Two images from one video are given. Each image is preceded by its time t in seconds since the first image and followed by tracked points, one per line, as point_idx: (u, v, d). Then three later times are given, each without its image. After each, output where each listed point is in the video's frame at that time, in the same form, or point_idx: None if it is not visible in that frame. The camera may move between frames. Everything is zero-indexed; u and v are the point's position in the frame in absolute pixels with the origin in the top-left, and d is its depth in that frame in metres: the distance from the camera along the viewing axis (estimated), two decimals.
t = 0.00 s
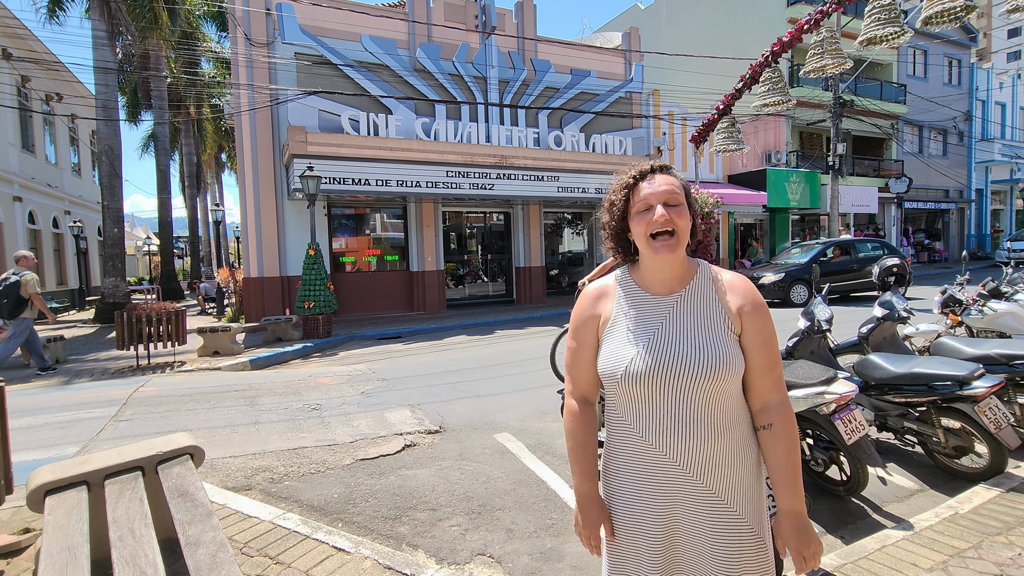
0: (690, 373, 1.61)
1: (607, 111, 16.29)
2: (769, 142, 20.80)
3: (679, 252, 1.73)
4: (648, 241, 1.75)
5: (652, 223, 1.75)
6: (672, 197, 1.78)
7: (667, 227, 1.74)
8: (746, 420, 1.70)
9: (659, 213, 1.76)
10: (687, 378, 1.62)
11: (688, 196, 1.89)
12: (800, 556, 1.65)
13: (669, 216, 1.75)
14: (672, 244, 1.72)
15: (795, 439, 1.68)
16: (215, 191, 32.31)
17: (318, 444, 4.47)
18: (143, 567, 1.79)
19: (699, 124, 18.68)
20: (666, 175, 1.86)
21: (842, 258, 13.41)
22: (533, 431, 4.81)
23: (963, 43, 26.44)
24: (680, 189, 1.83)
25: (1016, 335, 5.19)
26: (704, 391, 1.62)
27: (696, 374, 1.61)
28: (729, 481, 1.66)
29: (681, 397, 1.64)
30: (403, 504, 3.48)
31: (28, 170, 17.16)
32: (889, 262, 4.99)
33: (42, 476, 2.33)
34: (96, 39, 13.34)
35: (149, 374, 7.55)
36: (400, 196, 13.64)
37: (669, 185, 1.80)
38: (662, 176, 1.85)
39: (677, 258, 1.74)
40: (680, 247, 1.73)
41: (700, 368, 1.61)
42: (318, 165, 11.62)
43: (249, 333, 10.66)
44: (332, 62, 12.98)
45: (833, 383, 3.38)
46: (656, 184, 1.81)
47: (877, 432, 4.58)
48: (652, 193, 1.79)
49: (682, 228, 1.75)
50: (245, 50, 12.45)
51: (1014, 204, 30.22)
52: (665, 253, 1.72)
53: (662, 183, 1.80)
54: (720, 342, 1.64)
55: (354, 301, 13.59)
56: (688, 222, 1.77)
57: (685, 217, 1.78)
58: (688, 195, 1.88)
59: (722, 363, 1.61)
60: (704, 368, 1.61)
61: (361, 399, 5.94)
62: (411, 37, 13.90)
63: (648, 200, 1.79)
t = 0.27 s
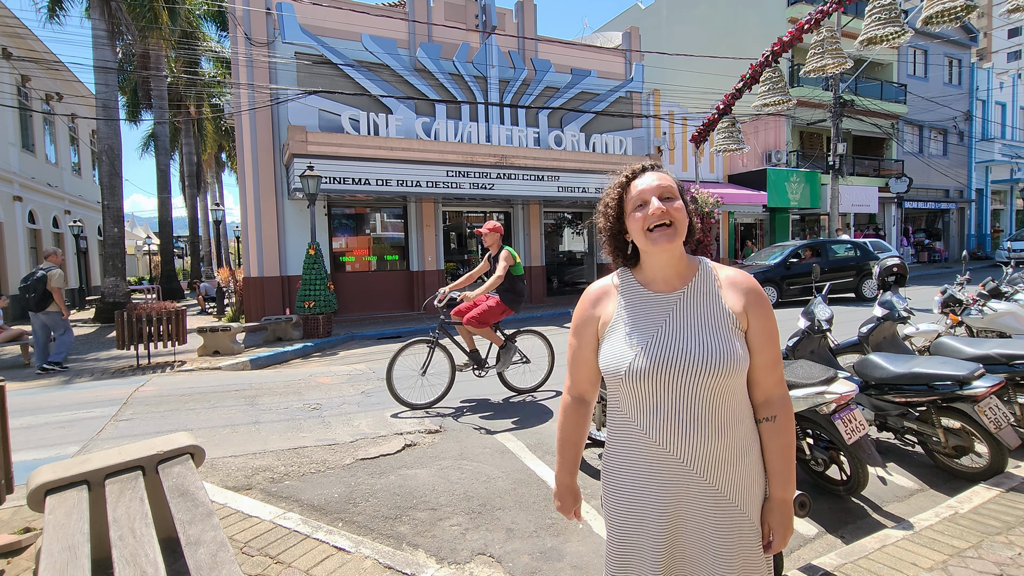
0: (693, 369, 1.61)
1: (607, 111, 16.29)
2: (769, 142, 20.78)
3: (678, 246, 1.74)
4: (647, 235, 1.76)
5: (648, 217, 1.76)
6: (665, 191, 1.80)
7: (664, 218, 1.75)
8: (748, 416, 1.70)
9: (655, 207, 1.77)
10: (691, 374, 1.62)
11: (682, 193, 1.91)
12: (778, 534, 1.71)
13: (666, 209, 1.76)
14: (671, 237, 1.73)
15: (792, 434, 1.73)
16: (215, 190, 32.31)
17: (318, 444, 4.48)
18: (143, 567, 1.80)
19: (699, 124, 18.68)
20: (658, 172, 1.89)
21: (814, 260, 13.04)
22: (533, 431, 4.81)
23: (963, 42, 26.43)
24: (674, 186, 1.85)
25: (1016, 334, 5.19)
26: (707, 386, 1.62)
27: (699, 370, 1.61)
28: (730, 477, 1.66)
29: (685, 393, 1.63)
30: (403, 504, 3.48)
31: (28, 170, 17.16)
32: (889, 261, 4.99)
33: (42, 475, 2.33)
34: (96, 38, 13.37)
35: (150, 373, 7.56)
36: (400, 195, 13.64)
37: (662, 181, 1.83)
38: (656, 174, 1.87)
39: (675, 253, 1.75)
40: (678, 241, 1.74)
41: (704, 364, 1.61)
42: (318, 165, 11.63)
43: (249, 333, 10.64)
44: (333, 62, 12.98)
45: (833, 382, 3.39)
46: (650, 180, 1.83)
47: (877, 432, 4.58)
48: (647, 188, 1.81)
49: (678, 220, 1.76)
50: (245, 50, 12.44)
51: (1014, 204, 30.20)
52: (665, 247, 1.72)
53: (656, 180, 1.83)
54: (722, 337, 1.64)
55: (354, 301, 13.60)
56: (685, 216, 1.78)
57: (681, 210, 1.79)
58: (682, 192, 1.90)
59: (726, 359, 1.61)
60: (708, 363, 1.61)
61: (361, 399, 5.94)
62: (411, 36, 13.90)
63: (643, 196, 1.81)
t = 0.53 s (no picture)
0: (695, 365, 1.61)
1: (607, 111, 16.29)
2: (769, 142, 20.77)
3: (679, 247, 1.73)
4: (647, 239, 1.75)
5: (648, 222, 1.76)
6: (662, 195, 1.80)
7: (664, 222, 1.74)
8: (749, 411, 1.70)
9: (654, 211, 1.77)
10: (693, 370, 1.61)
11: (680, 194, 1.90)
12: (798, 529, 1.67)
13: (665, 213, 1.76)
14: (673, 239, 1.72)
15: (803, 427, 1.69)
16: (215, 190, 32.31)
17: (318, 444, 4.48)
18: (144, 566, 1.80)
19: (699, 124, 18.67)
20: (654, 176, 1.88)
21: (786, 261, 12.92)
22: (533, 431, 4.81)
23: (963, 42, 26.42)
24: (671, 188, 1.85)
25: (1016, 334, 5.20)
26: (709, 382, 1.62)
27: (702, 365, 1.61)
28: (731, 473, 1.67)
29: (686, 389, 1.63)
30: (403, 503, 3.48)
31: (28, 169, 17.16)
32: (889, 261, 4.98)
33: (43, 474, 2.32)
34: (96, 38, 13.36)
35: (150, 373, 7.56)
36: (400, 195, 13.64)
37: (660, 184, 1.82)
38: (652, 177, 1.87)
39: (676, 255, 1.75)
40: (679, 243, 1.73)
41: (707, 359, 1.60)
42: (318, 164, 11.63)
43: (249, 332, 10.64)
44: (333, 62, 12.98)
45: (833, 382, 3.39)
46: (648, 184, 1.83)
47: (876, 432, 4.58)
48: (645, 194, 1.80)
49: (679, 222, 1.75)
50: (245, 50, 12.44)
51: (1014, 204, 30.20)
52: (667, 250, 1.72)
53: (653, 184, 1.82)
54: (723, 333, 1.64)
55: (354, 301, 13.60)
56: (685, 218, 1.77)
57: (680, 212, 1.78)
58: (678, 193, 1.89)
59: (727, 354, 1.61)
60: (710, 359, 1.60)
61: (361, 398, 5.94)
62: (411, 36, 13.90)
63: (642, 202, 1.80)
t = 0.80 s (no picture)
0: (695, 366, 1.62)
1: (607, 111, 16.29)
2: (769, 142, 20.77)
3: (679, 250, 1.74)
4: (648, 244, 1.75)
5: (649, 227, 1.76)
6: (662, 199, 1.80)
7: (665, 228, 1.75)
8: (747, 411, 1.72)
9: (655, 215, 1.77)
10: (693, 372, 1.62)
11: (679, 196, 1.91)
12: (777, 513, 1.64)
13: (664, 217, 1.76)
14: (674, 244, 1.73)
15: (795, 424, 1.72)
16: (215, 190, 32.30)
17: (318, 443, 4.48)
18: (144, 565, 1.80)
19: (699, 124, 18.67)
20: (654, 178, 1.88)
21: (762, 263, 12.85)
22: (533, 430, 4.82)
23: (963, 42, 26.43)
24: (671, 190, 1.85)
25: (1015, 334, 5.21)
26: (708, 383, 1.63)
27: (701, 367, 1.62)
28: (728, 472, 1.67)
29: (686, 389, 1.64)
30: (403, 503, 3.48)
31: (28, 168, 17.14)
32: (888, 261, 4.98)
33: (43, 474, 2.32)
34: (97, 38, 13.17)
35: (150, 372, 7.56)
36: (400, 195, 13.64)
37: (659, 187, 1.82)
38: (653, 180, 1.86)
39: (677, 257, 1.75)
40: (679, 247, 1.74)
41: (706, 360, 1.62)
42: (318, 164, 11.62)
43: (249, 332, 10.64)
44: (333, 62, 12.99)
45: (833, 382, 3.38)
46: (648, 187, 1.83)
47: (876, 432, 4.59)
48: (644, 198, 1.80)
49: (678, 227, 1.76)
50: (245, 50, 12.43)
51: (1014, 204, 30.20)
52: (668, 253, 1.73)
53: (653, 187, 1.82)
54: (723, 334, 1.65)
55: (354, 301, 13.60)
56: (684, 223, 1.78)
57: (679, 217, 1.79)
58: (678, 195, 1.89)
59: (727, 355, 1.62)
60: (709, 360, 1.62)
61: (361, 398, 5.94)
62: (411, 36, 13.90)
63: (640, 207, 1.81)
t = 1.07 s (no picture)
0: (694, 366, 1.63)
1: (606, 111, 16.30)
2: (769, 142, 20.77)
3: (682, 257, 1.74)
4: (652, 252, 1.74)
5: (653, 235, 1.74)
6: (667, 206, 1.78)
7: (670, 237, 1.73)
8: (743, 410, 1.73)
9: (658, 223, 1.76)
10: (692, 371, 1.63)
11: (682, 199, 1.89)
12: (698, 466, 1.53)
13: (668, 226, 1.75)
14: (677, 252, 1.73)
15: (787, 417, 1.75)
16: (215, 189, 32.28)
17: (317, 443, 4.48)
18: (144, 565, 1.80)
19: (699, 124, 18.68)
20: (659, 182, 1.84)
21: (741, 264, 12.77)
22: (532, 430, 4.82)
23: (963, 42, 26.44)
24: (674, 194, 1.83)
25: (1015, 334, 5.21)
26: (704, 382, 1.63)
27: (699, 367, 1.63)
28: (724, 468, 1.68)
29: (682, 389, 1.65)
30: (403, 502, 3.49)
31: (27, 168, 17.14)
32: (888, 261, 4.98)
33: (42, 474, 2.33)
34: (96, 37, 13.27)
35: (149, 372, 7.56)
36: (400, 195, 13.65)
37: (664, 191, 1.80)
38: (659, 184, 1.83)
39: (680, 264, 1.75)
40: (682, 253, 1.74)
41: (705, 361, 1.63)
42: (318, 164, 11.61)
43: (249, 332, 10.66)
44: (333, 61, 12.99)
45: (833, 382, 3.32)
46: (651, 192, 1.80)
47: (875, 432, 4.59)
48: (649, 204, 1.79)
49: (682, 235, 1.75)
50: (245, 49, 12.42)
51: (1013, 204, 30.22)
52: (671, 261, 1.72)
53: (657, 192, 1.80)
54: (721, 335, 1.66)
55: (354, 301, 13.61)
56: (687, 230, 1.78)
57: (683, 223, 1.78)
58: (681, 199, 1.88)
59: (725, 355, 1.63)
60: (708, 360, 1.63)
61: (361, 398, 5.95)
62: (411, 36, 13.90)
63: (645, 214, 1.79)
